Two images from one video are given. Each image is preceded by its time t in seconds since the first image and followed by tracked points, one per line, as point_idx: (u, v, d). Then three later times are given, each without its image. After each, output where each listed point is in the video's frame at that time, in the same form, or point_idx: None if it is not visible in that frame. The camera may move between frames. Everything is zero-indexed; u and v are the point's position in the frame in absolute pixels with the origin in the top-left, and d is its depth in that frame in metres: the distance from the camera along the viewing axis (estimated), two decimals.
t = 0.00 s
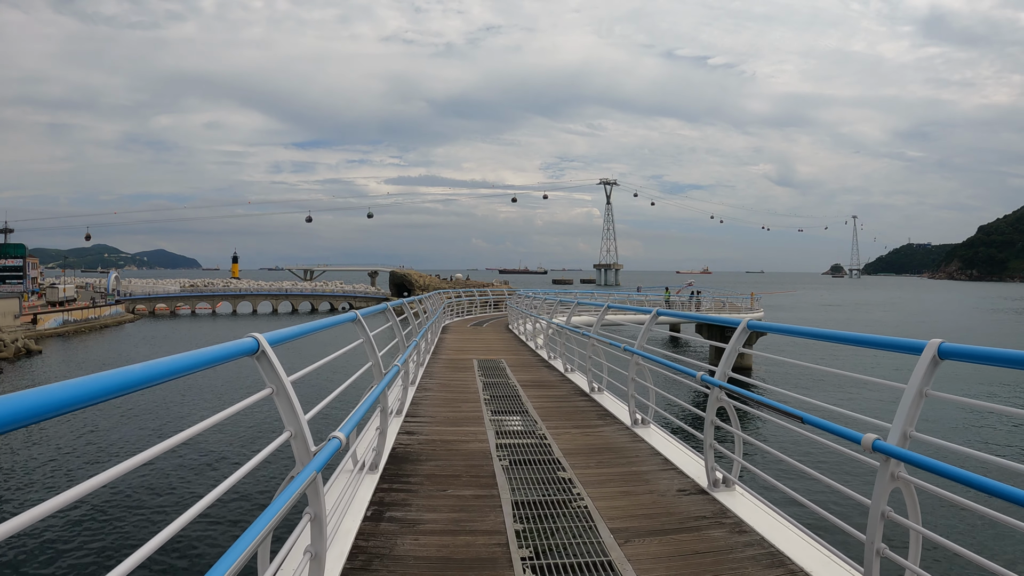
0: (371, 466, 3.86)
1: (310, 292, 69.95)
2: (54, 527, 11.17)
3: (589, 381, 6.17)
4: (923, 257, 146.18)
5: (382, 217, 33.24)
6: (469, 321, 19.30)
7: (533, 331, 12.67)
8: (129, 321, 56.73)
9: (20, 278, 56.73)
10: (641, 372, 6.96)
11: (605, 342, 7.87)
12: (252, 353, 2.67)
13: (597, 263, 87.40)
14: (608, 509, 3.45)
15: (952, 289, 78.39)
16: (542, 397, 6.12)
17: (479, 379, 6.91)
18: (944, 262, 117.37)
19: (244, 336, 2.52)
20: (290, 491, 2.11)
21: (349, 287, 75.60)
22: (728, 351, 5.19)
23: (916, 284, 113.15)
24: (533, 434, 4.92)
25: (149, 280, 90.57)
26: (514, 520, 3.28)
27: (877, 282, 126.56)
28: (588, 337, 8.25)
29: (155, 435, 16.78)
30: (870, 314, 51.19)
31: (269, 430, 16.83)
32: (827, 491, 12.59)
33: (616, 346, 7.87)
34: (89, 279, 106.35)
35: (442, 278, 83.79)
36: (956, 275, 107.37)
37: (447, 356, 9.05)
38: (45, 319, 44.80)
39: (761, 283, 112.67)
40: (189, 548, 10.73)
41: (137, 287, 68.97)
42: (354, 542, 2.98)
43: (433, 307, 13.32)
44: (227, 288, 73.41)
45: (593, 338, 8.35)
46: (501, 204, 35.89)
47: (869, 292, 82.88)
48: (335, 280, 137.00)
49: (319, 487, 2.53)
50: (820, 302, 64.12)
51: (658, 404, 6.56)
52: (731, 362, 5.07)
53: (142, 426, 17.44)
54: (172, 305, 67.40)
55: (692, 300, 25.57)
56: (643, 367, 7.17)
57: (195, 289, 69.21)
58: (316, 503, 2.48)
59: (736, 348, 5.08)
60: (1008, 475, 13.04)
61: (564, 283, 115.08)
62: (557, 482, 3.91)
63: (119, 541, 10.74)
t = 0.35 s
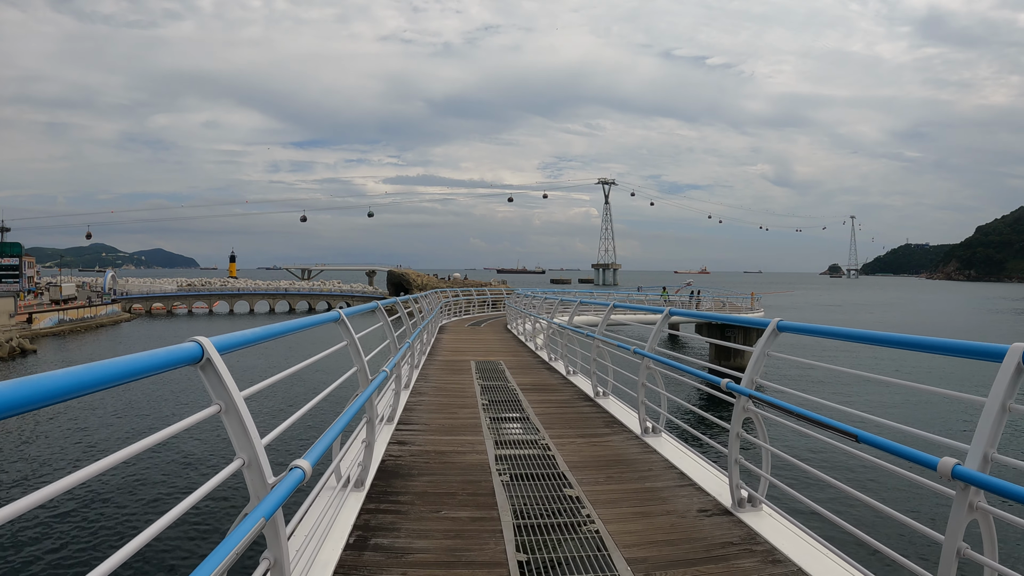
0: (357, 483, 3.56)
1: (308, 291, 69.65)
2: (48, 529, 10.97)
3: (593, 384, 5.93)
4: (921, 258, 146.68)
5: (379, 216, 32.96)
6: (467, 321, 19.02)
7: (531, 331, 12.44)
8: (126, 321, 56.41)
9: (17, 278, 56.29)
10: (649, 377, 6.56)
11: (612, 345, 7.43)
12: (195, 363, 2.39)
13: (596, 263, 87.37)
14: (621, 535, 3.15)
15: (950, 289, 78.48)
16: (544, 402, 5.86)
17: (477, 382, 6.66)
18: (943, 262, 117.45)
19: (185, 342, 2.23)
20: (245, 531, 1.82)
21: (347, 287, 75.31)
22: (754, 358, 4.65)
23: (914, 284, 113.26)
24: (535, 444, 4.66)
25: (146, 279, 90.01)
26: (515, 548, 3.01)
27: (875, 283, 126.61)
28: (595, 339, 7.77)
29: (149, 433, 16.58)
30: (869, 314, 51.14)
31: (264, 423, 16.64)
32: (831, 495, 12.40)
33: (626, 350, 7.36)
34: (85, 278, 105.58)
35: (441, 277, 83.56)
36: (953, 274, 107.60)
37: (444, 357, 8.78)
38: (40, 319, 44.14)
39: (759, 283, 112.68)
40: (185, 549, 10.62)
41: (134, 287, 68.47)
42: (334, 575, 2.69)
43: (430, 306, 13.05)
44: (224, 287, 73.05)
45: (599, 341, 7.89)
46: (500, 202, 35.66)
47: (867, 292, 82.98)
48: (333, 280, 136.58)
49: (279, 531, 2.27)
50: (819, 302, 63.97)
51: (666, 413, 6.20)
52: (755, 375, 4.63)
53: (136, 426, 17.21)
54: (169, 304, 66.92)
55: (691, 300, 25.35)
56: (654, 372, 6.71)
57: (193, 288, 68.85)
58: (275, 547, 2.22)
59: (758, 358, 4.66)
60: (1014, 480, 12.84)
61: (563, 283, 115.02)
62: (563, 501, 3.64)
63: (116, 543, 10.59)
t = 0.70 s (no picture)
0: (347, 505, 3.20)
1: (304, 292, 69.23)
2: (44, 531, 10.77)
3: (599, 387, 5.55)
4: (917, 257, 147.12)
5: (374, 216, 32.57)
6: (465, 321, 18.72)
7: (530, 331, 12.16)
8: (121, 322, 55.85)
9: (11, 279, 55.73)
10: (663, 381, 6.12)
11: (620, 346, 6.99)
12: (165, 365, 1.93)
13: (593, 263, 87.19)
14: (645, 559, 2.81)
15: (947, 288, 78.56)
16: (548, 408, 5.47)
17: (477, 388, 6.30)
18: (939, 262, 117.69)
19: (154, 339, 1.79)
20: None
21: (344, 287, 74.91)
22: (793, 360, 4.00)
23: (910, 283, 113.51)
24: (541, 456, 4.24)
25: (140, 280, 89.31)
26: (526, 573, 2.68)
27: (871, 282, 126.81)
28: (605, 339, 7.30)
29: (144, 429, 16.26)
30: (867, 313, 51.07)
31: (263, 423, 16.38)
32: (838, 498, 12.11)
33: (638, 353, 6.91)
34: (79, 279, 104.80)
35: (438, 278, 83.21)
36: (950, 273, 107.94)
37: (441, 360, 8.44)
38: (34, 320, 43.59)
39: (756, 283, 112.73)
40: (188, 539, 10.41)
41: (129, 287, 67.86)
42: None
43: (427, 306, 12.71)
44: (219, 288, 72.48)
45: (607, 342, 7.44)
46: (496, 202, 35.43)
47: (864, 292, 83.11)
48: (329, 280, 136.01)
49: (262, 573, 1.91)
50: (817, 302, 63.86)
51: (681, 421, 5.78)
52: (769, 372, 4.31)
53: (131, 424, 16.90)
54: (164, 305, 66.35)
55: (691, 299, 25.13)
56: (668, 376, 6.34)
57: (188, 289, 68.33)
58: None
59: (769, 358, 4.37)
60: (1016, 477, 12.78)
61: (561, 283, 114.85)
62: (578, 524, 3.21)
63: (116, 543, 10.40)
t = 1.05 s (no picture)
0: (329, 539, 2.80)
1: (302, 293, 68.88)
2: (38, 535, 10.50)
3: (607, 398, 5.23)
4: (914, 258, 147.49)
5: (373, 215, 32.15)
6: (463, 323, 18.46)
7: (529, 334, 11.85)
8: (117, 322, 55.36)
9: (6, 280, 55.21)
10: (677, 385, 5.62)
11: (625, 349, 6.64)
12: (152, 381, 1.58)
13: (591, 264, 86.83)
14: None
15: (944, 289, 78.68)
16: (553, 420, 5.13)
17: (476, 396, 6.01)
18: (936, 263, 117.91)
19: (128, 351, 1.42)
20: None
21: (341, 289, 74.57)
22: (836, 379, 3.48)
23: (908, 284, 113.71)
24: (546, 475, 3.83)
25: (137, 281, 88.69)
26: None
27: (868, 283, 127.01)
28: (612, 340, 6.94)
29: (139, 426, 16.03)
30: (866, 314, 50.92)
31: (259, 424, 16.08)
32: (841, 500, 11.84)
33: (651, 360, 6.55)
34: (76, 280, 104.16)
35: (436, 279, 82.82)
36: (947, 274, 108.21)
37: (437, 364, 8.16)
38: (29, 321, 43.09)
39: (754, 284, 112.76)
40: (186, 541, 10.24)
41: (125, 288, 67.32)
42: None
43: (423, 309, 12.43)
44: (216, 289, 71.96)
45: (613, 347, 7.11)
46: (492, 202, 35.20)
47: (863, 292, 83.09)
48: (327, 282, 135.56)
49: None
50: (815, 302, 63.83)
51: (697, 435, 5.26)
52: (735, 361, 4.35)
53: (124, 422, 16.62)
54: (161, 306, 65.85)
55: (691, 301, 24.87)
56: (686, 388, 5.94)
57: (185, 290, 67.90)
58: None
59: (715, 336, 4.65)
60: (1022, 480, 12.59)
61: (559, 284, 114.58)
62: (591, 558, 2.77)
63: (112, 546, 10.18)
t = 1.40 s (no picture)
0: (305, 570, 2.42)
1: (298, 293, 68.42)
2: (24, 532, 10.15)
3: (612, 402, 4.92)
4: (910, 259, 147.89)
5: (369, 215, 31.87)
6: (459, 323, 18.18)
7: (527, 334, 11.61)
8: (111, 322, 54.68)
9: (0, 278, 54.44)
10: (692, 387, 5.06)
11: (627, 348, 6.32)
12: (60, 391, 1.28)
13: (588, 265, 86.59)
14: None
15: (941, 289, 78.79)
16: (555, 428, 4.82)
17: (472, 403, 5.69)
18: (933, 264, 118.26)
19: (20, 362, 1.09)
20: None
21: (339, 289, 74.18)
22: (893, 389, 2.77)
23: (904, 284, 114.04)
24: (551, 494, 3.54)
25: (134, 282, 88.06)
26: None
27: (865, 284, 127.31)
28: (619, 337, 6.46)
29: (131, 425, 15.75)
30: (864, 315, 50.83)
31: (253, 421, 15.84)
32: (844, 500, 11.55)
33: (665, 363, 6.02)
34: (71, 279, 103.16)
35: (433, 280, 82.40)
36: (944, 273, 108.59)
37: (432, 367, 7.85)
38: (22, 321, 42.38)
39: (751, 284, 112.85)
40: (179, 536, 9.94)
41: (120, 287, 66.69)
42: None
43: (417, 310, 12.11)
44: (211, 289, 71.36)
45: (621, 350, 6.64)
46: (489, 202, 34.92)
47: (860, 293, 83.03)
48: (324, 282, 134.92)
49: None
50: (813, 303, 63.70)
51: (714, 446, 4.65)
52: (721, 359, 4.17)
53: (115, 421, 16.26)
54: (156, 306, 65.28)
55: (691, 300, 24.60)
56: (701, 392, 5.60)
57: (180, 290, 67.35)
58: None
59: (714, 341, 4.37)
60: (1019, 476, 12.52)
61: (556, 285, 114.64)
62: None
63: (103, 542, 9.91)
